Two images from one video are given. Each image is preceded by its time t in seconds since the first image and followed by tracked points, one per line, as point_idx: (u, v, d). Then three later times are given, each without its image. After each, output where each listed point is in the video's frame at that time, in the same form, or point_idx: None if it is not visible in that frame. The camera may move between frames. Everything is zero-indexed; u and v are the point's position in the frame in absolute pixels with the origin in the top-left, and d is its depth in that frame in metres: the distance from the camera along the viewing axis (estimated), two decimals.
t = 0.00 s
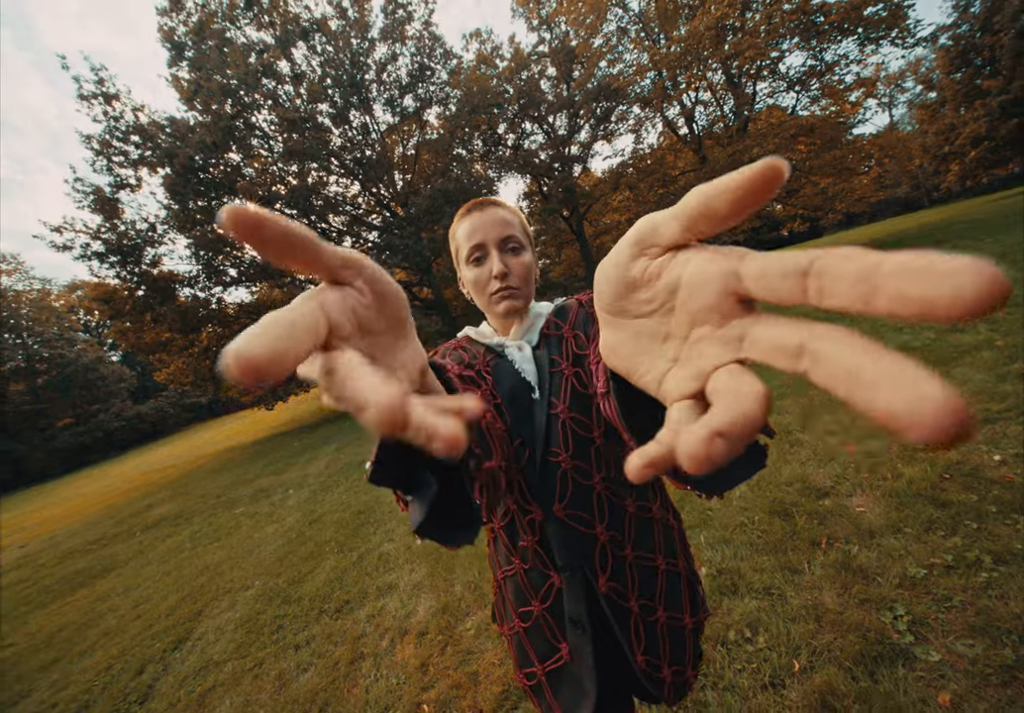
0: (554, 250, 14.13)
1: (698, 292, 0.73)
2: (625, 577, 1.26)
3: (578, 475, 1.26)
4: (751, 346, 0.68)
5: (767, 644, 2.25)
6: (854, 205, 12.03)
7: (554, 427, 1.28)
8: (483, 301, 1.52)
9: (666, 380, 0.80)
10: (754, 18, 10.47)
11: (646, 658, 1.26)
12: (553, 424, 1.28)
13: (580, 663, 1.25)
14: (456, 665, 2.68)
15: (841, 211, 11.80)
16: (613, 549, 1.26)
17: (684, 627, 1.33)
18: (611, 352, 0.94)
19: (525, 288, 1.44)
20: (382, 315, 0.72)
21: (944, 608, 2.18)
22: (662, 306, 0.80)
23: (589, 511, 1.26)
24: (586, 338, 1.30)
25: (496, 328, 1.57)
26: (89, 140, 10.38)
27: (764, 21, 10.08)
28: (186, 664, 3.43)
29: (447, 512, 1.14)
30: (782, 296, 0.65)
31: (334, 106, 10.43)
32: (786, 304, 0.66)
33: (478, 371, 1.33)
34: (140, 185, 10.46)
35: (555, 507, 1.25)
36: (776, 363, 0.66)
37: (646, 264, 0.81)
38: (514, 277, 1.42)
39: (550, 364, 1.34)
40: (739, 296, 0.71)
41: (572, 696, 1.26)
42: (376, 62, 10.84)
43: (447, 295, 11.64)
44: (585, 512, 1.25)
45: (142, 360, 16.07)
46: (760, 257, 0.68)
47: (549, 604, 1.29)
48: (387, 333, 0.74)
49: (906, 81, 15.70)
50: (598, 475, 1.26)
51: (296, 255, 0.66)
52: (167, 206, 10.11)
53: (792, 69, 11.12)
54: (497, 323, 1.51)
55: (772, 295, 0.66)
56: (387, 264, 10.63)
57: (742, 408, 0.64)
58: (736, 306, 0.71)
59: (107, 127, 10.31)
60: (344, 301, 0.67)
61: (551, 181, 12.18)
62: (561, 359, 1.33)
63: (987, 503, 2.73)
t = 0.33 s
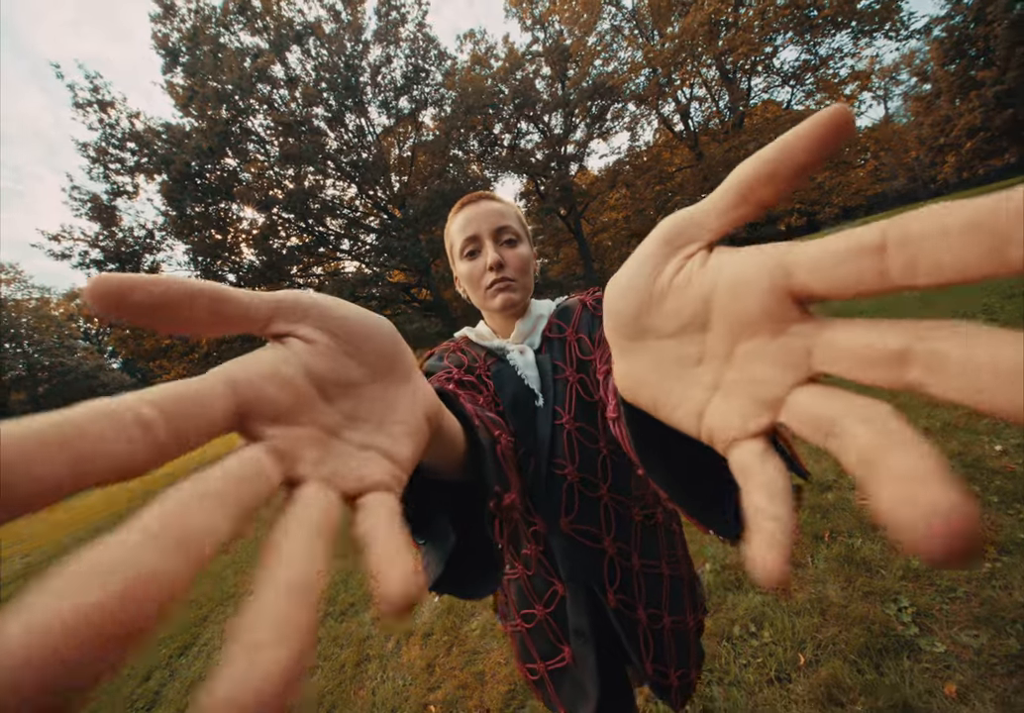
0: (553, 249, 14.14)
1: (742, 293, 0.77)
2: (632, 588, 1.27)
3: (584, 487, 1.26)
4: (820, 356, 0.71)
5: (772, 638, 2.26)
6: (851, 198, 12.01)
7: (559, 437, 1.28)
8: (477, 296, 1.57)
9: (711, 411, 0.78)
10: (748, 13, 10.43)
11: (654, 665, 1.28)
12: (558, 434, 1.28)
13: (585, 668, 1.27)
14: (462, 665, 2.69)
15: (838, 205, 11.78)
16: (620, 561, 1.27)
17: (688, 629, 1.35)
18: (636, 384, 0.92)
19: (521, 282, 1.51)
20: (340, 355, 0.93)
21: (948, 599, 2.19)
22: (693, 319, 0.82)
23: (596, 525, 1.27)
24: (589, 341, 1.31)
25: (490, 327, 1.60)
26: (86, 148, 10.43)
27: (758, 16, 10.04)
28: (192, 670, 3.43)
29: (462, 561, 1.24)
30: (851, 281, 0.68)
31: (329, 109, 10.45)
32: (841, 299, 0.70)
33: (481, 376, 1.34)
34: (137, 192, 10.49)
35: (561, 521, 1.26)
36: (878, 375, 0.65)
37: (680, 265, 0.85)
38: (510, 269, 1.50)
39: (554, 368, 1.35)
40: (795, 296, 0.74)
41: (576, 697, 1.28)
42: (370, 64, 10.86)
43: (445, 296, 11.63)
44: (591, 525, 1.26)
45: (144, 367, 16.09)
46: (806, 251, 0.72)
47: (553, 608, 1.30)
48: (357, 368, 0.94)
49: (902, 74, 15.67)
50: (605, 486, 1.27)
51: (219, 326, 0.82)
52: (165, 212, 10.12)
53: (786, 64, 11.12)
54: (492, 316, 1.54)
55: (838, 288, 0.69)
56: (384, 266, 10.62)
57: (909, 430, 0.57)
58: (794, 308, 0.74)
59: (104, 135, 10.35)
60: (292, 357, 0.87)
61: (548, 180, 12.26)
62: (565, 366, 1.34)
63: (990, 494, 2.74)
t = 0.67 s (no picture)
0: (550, 247, 14.18)
1: (768, 327, 0.71)
2: (632, 596, 1.29)
3: (588, 500, 1.27)
4: (881, 400, 0.66)
5: (778, 631, 2.27)
6: (846, 190, 12.05)
7: (563, 447, 1.28)
8: (474, 296, 1.57)
9: (749, 476, 0.71)
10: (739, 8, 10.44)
11: (651, 667, 1.31)
12: (562, 445, 1.28)
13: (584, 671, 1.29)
14: (469, 665, 2.69)
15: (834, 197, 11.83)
16: (621, 571, 1.28)
17: (682, 625, 1.36)
18: (650, 441, 0.82)
19: (521, 284, 1.51)
20: (302, 373, 0.79)
21: (954, 589, 2.19)
22: (713, 360, 0.75)
23: (599, 537, 1.27)
24: (591, 348, 1.32)
25: (488, 331, 1.60)
26: (81, 158, 10.42)
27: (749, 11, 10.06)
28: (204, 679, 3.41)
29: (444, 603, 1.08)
30: (898, 295, 0.62)
31: (323, 113, 10.46)
32: (876, 322, 0.64)
33: (480, 382, 1.34)
34: (134, 201, 10.48)
35: (566, 535, 1.27)
36: (968, 414, 0.60)
37: (689, 297, 0.79)
38: (510, 270, 1.50)
39: (554, 376, 1.35)
40: (829, 323, 0.67)
41: (577, 693, 1.32)
42: (363, 67, 10.85)
43: (444, 297, 11.67)
44: (594, 538, 1.27)
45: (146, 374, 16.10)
46: (835, 268, 0.67)
47: (556, 614, 1.32)
48: (324, 392, 0.81)
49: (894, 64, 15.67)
50: (607, 497, 1.28)
51: (128, 321, 0.70)
52: (161, 221, 10.12)
53: (778, 57, 11.14)
54: (489, 318, 1.55)
55: (874, 310, 0.64)
56: (383, 269, 10.70)
57: None
58: (836, 340, 0.67)
59: (99, 144, 10.34)
60: (231, 370, 0.73)
61: (544, 179, 12.30)
62: (566, 374, 1.34)
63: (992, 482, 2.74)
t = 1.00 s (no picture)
0: (547, 246, 14.17)
1: (786, 338, 0.69)
2: (640, 599, 1.30)
3: (595, 508, 1.27)
4: (937, 419, 0.62)
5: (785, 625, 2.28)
6: (842, 181, 12.04)
7: (568, 455, 1.28)
8: (473, 298, 1.58)
9: (794, 514, 0.69)
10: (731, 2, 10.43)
11: (660, 669, 1.33)
12: (567, 453, 1.28)
13: (590, 677, 1.32)
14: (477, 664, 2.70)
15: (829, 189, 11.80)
16: (628, 575, 1.29)
17: (688, 623, 1.38)
18: (671, 488, 0.83)
19: (520, 286, 1.52)
20: (305, 395, 0.79)
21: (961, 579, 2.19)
22: (724, 395, 0.75)
23: (606, 544, 1.28)
24: (593, 352, 1.34)
25: (487, 334, 1.60)
26: (76, 168, 10.42)
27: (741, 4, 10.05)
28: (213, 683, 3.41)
29: (443, 648, 0.99)
30: (931, 288, 0.60)
31: (317, 117, 10.46)
32: (913, 325, 0.62)
33: (480, 390, 1.33)
34: (130, 210, 10.49)
35: (574, 546, 1.28)
36: None
37: (692, 323, 0.79)
38: (510, 272, 1.51)
39: (559, 380, 1.35)
40: (863, 331, 0.65)
41: (583, 698, 1.36)
42: (356, 71, 10.84)
43: (442, 299, 11.65)
44: (601, 546, 1.28)
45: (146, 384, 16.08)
46: (854, 264, 0.65)
47: (560, 620, 1.36)
48: (333, 416, 0.81)
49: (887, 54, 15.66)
50: (614, 504, 1.28)
51: (134, 305, 0.71)
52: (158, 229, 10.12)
53: (771, 50, 11.13)
54: (489, 321, 1.55)
55: (917, 309, 0.61)
56: (381, 272, 10.73)
57: None
58: (871, 350, 0.65)
59: (93, 154, 10.35)
60: (228, 381, 0.73)
61: (539, 178, 12.33)
62: (569, 379, 1.35)
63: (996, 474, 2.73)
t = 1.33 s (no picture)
0: (545, 245, 14.14)
1: (819, 358, 0.67)
2: (646, 600, 1.29)
3: (598, 511, 1.26)
4: (992, 452, 0.60)
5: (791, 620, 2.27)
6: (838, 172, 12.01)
7: (570, 456, 1.27)
8: (473, 299, 1.57)
9: (814, 555, 0.67)
10: None
11: (668, 667, 1.33)
12: (569, 455, 1.27)
13: (595, 679, 1.32)
14: (485, 666, 2.69)
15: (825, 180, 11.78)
16: (633, 575, 1.28)
17: (695, 622, 1.37)
18: (688, 515, 0.81)
19: (521, 288, 1.51)
20: (304, 382, 0.78)
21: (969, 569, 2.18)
22: (749, 417, 0.73)
23: (611, 547, 1.27)
24: (593, 352, 1.32)
25: (487, 336, 1.59)
26: (70, 179, 10.40)
27: None
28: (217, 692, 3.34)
29: (430, 659, 0.95)
30: (984, 296, 0.59)
31: (310, 122, 10.47)
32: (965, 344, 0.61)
33: (479, 393, 1.32)
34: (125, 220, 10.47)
35: (578, 549, 1.27)
36: None
37: (722, 338, 0.77)
38: (510, 274, 1.50)
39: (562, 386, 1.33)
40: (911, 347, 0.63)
41: (588, 700, 1.35)
42: (348, 74, 10.82)
43: (441, 300, 11.62)
44: (606, 548, 1.27)
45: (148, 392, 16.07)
46: (896, 277, 0.64)
47: (565, 624, 1.35)
48: (331, 411, 0.80)
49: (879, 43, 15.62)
50: (617, 506, 1.27)
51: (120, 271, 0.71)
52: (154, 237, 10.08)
53: (762, 43, 11.11)
54: (489, 323, 1.54)
55: (965, 328, 0.60)
56: (378, 275, 10.75)
57: None
58: (918, 372, 0.63)
59: (88, 164, 10.33)
60: (229, 359, 0.73)
61: (535, 177, 12.32)
62: (569, 380, 1.34)
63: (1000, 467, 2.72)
